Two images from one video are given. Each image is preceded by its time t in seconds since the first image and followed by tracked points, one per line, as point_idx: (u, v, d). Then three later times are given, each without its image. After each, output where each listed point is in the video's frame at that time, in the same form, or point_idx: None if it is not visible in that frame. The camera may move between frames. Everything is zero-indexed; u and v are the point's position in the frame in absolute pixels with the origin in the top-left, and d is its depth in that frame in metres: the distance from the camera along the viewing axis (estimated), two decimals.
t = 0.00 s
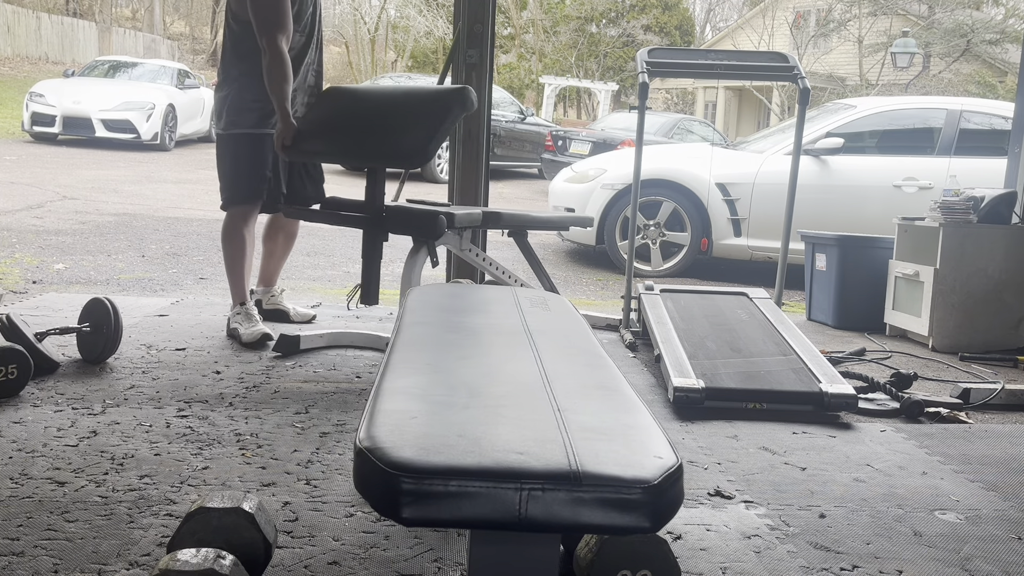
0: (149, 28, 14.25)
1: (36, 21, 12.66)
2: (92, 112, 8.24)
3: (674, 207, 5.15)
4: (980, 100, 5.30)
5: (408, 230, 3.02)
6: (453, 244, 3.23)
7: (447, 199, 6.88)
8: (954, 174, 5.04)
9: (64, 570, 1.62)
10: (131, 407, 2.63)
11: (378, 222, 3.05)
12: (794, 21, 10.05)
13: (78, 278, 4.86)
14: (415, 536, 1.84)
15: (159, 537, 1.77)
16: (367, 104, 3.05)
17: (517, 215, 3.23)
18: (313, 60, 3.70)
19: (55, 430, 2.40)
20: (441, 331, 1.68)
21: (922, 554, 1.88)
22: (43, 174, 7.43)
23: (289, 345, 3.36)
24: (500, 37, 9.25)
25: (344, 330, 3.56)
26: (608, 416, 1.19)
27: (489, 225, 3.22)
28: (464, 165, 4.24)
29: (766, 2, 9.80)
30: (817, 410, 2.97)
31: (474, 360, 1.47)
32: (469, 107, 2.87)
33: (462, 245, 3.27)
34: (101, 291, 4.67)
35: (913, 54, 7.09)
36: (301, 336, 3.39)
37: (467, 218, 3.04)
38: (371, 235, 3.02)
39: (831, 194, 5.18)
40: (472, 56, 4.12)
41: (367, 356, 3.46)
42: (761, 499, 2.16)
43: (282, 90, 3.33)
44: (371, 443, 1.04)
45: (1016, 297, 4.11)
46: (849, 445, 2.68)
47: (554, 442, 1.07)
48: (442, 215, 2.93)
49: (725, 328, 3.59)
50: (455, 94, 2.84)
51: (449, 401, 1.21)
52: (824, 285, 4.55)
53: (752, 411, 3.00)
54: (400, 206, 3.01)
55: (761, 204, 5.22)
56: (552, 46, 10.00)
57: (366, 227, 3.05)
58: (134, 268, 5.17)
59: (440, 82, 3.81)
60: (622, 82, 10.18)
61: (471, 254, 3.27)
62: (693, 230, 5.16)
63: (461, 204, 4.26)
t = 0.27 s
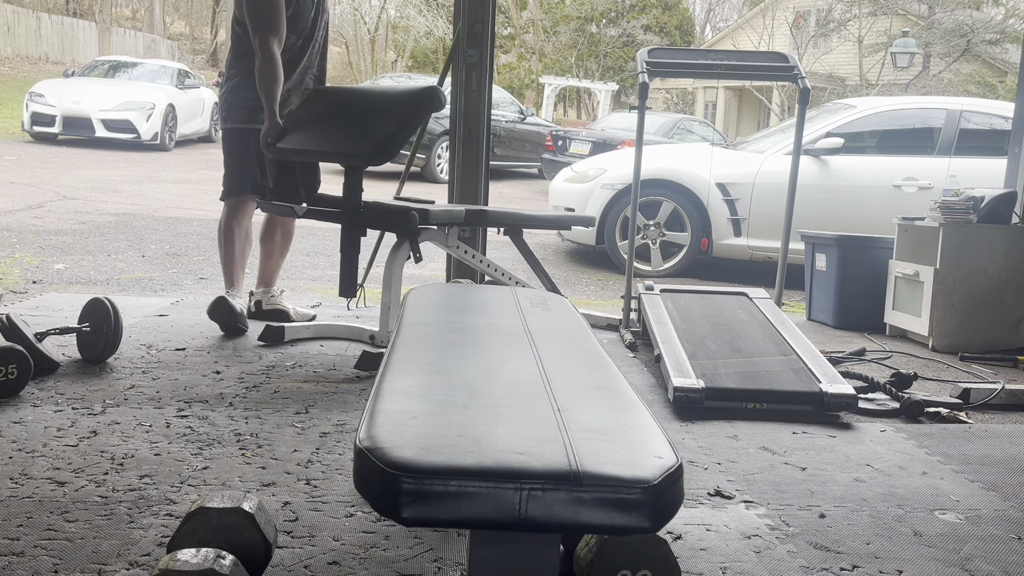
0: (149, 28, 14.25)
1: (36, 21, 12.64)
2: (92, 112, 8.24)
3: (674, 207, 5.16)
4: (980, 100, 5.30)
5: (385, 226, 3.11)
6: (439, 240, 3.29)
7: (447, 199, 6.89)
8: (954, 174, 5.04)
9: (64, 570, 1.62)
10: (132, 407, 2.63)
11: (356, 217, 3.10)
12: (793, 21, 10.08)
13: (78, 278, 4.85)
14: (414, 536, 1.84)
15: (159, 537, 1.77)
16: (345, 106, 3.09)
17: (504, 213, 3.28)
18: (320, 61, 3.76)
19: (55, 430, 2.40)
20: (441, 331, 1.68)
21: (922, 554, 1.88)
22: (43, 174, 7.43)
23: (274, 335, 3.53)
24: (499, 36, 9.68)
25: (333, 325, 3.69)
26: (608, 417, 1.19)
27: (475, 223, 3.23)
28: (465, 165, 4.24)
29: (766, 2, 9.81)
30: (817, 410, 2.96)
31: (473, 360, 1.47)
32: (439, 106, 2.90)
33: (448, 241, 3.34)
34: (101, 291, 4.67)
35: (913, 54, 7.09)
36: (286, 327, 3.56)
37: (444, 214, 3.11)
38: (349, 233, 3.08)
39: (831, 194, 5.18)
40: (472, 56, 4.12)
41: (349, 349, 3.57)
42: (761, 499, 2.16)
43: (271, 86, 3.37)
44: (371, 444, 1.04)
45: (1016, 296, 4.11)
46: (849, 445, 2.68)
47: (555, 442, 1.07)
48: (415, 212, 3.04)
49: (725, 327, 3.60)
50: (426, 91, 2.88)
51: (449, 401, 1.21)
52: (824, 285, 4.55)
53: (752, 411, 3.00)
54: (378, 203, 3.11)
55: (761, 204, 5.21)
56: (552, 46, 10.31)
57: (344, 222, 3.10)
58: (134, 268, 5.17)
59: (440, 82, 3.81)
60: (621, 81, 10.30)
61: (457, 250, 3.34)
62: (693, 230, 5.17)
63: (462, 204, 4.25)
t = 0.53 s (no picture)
0: (149, 28, 14.26)
1: (36, 20, 12.64)
2: (92, 112, 8.24)
3: (674, 207, 5.16)
4: (980, 100, 5.30)
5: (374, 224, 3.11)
6: (433, 239, 3.30)
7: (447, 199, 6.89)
8: (954, 174, 5.04)
9: (64, 570, 1.62)
10: (132, 407, 2.63)
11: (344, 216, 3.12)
12: (793, 21, 10.06)
13: (78, 278, 4.85)
14: (414, 536, 1.83)
15: (159, 537, 1.77)
16: (335, 105, 3.20)
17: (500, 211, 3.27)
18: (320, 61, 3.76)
19: (55, 430, 2.40)
20: (441, 331, 1.68)
21: (922, 554, 1.88)
22: (43, 174, 7.43)
23: (268, 330, 3.60)
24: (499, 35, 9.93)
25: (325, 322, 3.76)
26: (609, 417, 1.19)
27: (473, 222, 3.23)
28: (465, 166, 4.24)
29: (766, 2, 9.88)
30: (817, 410, 2.96)
31: (473, 360, 1.47)
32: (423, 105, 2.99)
33: (441, 239, 3.34)
34: (101, 291, 4.66)
35: (913, 54, 7.09)
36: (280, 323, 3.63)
37: (433, 212, 3.11)
38: (338, 231, 3.09)
39: (831, 194, 5.18)
40: (472, 56, 4.12)
41: (340, 345, 3.63)
42: (761, 499, 2.16)
43: (265, 91, 3.43)
44: (371, 444, 1.03)
45: (1015, 296, 4.11)
46: (849, 445, 2.68)
47: (554, 442, 1.07)
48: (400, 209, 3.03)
49: (725, 328, 3.60)
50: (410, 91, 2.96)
51: (449, 401, 1.21)
52: (824, 285, 4.55)
53: (752, 411, 3.00)
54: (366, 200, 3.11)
55: (761, 203, 5.21)
56: (552, 46, 10.37)
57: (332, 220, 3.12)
58: (135, 268, 5.17)
59: (440, 82, 3.80)
60: (622, 81, 10.33)
61: (452, 249, 3.34)
62: (693, 230, 5.17)
63: (462, 204, 4.25)
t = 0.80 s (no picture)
0: (149, 29, 14.29)
1: (36, 21, 12.63)
2: (92, 112, 8.23)
3: (674, 207, 5.17)
4: (981, 100, 5.30)
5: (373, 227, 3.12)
6: (433, 239, 3.30)
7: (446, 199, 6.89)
8: (954, 174, 5.04)
9: (64, 570, 1.62)
10: (132, 408, 2.62)
11: (344, 218, 3.13)
12: (793, 21, 10.06)
13: (78, 278, 4.85)
14: (414, 536, 1.83)
15: (159, 537, 1.77)
16: (336, 111, 3.22)
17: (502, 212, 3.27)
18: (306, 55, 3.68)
19: (55, 430, 2.40)
20: (441, 331, 1.68)
21: (922, 554, 1.88)
22: (43, 174, 7.43)
23: (268, 330, 3.61)
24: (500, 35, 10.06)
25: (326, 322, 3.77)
26: (609, 417, 1.19)
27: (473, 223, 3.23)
28: (465, 166, 4.24)
29: (766, 2, 9.90)
30: (817, 410, 2.96)
31: (474, 360, 1.47)
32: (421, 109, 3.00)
33: (441, 239, 3.34)
34: (101, 291, 4.67)
35: (913, 54, 7.09)
36: (280, 322, 3.64)
37: (433, 214, 3.11)
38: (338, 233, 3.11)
39: (831, 194, 5.18)
40: (472, 56, 4.12)
41: (340, 345, 3.63)
42: (761, 499, 2.16)
43: (254, 91, 3.37)
44: (370, 444, 1.04)
45: (1016, 296, 4.11)
46: (849, 445, 2.68)
47: (554, 442, 1.07)
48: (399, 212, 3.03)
49: (725, 328, 3.60)
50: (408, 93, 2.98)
51: (449, 401, 1.21)
52: (824, 285, 4.55)
53: (752, 411, 3.00)
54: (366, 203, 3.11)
55: (761, 204, 5.21)
56: (552, 46, 10.37)
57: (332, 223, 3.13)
58: (134, 268, 5.17)
59: (440, 82, 3.81)
60: (623, 81, 10.40)
61: (452, 249, 3.34)
62: (693, 230, 5.18)
63: (461, 204, 4.25)
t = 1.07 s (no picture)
0: (149, 29, 14.30)
1: (36, 21, 12.62)
2: (92, 112, 8.23)
3: (674, 207, 5.17)
4: (981, 100, 5.30)
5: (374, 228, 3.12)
6: (433, 239, 3.30)
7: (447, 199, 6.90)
8: (954, 174, 5.04)
9: (64, 570, 1.62)
10: (132, 407, 2.62)
11: (345, 219, 3.13)
12: (793, 21, 10.06)
13: (78, 278, 4.85)
14: (414, 536, 1.83)
15: (159, 537, 1.77)
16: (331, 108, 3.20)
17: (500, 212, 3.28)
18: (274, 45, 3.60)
19: (55, 430, 2.40)
20: (441, 331, 1.68)
21: (922, 554, 1.88)
22: (43, 174, 7.43)
23: (269, 330, 3.61)
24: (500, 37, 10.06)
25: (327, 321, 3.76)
26: (609, 417, 1.19)
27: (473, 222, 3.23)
28: (465, 166, 4.24)
29: (766, 2, 9.91)
30: (817, 410, 2.96)
31: (473, 360, 1.47)
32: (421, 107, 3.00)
33: (441, 239, 3.34)
34: (101, 291, 4.66)
35: (913, 54, 7.09)
36: (281, 322, 3.64)
37: (433, 214, 3.10)
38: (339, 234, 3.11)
39: (831, 194, 5.18)
40: (472, 56, 4.12)
41: (340, 345, 3.63)
42: (761, 499, 2.16)
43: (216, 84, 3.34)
44: (371, 444, 1.04)
45: (1016, 296, 4.11)
46: (849, 445, 2.68)
47: (554, 442, 1.07)
48: (399, 213, 3.02)
49: (725, 328, 3.60)
50: (407, 92, 2.96)
51: (449, 401, 1.21)
52: (824, 285, 4.55)
53: (752, 411, 3.00)
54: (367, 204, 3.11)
55: (761, 204, 5.20)
56: (552, 46, 10.37)
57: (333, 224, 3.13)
58: (135, 268, 5.17)
59: (440, 82, 3.81)
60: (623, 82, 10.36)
61: (452, 249, 3.34)
62: (693, 230, 5.18)
63: (462, 204, 4.25)
